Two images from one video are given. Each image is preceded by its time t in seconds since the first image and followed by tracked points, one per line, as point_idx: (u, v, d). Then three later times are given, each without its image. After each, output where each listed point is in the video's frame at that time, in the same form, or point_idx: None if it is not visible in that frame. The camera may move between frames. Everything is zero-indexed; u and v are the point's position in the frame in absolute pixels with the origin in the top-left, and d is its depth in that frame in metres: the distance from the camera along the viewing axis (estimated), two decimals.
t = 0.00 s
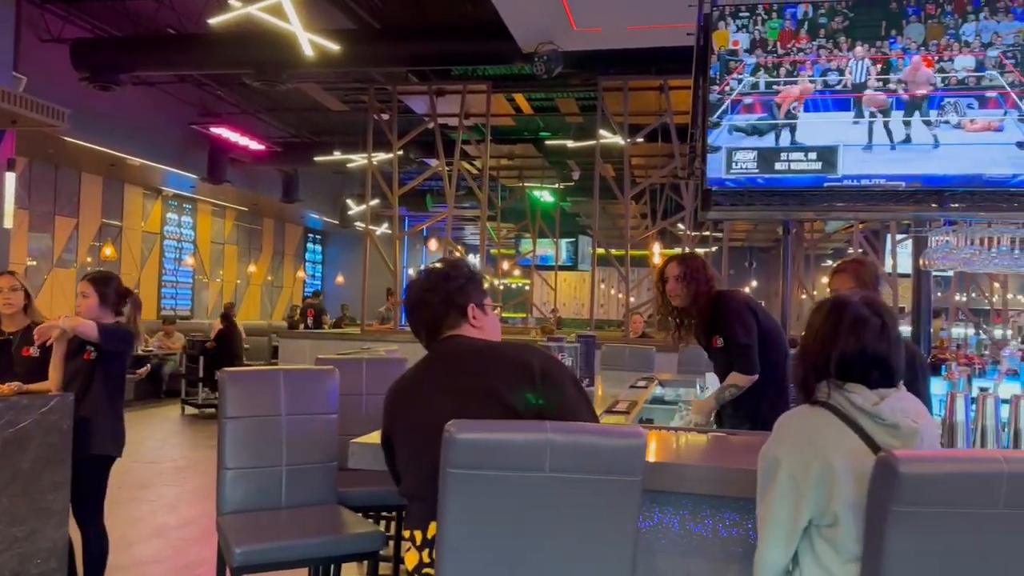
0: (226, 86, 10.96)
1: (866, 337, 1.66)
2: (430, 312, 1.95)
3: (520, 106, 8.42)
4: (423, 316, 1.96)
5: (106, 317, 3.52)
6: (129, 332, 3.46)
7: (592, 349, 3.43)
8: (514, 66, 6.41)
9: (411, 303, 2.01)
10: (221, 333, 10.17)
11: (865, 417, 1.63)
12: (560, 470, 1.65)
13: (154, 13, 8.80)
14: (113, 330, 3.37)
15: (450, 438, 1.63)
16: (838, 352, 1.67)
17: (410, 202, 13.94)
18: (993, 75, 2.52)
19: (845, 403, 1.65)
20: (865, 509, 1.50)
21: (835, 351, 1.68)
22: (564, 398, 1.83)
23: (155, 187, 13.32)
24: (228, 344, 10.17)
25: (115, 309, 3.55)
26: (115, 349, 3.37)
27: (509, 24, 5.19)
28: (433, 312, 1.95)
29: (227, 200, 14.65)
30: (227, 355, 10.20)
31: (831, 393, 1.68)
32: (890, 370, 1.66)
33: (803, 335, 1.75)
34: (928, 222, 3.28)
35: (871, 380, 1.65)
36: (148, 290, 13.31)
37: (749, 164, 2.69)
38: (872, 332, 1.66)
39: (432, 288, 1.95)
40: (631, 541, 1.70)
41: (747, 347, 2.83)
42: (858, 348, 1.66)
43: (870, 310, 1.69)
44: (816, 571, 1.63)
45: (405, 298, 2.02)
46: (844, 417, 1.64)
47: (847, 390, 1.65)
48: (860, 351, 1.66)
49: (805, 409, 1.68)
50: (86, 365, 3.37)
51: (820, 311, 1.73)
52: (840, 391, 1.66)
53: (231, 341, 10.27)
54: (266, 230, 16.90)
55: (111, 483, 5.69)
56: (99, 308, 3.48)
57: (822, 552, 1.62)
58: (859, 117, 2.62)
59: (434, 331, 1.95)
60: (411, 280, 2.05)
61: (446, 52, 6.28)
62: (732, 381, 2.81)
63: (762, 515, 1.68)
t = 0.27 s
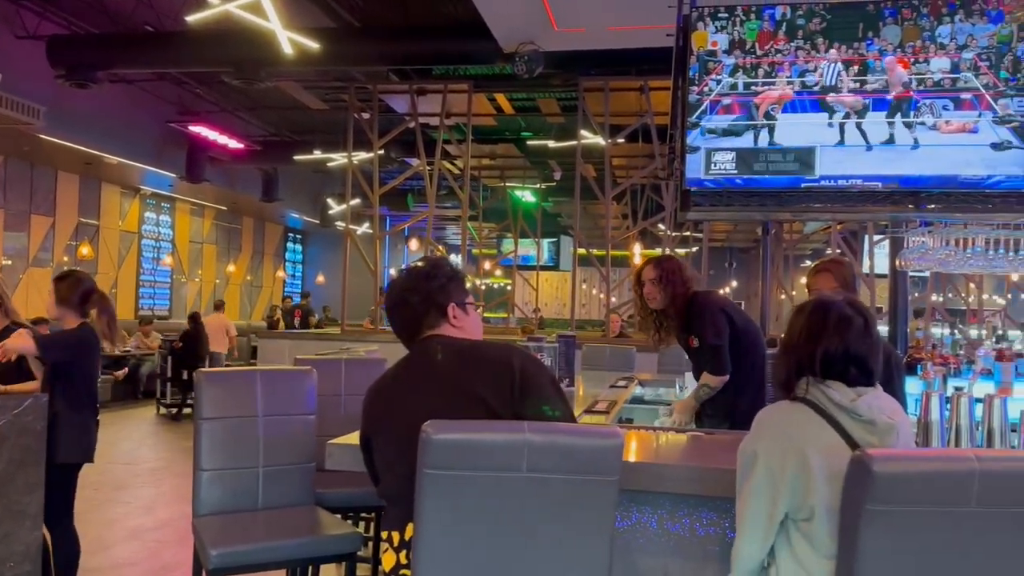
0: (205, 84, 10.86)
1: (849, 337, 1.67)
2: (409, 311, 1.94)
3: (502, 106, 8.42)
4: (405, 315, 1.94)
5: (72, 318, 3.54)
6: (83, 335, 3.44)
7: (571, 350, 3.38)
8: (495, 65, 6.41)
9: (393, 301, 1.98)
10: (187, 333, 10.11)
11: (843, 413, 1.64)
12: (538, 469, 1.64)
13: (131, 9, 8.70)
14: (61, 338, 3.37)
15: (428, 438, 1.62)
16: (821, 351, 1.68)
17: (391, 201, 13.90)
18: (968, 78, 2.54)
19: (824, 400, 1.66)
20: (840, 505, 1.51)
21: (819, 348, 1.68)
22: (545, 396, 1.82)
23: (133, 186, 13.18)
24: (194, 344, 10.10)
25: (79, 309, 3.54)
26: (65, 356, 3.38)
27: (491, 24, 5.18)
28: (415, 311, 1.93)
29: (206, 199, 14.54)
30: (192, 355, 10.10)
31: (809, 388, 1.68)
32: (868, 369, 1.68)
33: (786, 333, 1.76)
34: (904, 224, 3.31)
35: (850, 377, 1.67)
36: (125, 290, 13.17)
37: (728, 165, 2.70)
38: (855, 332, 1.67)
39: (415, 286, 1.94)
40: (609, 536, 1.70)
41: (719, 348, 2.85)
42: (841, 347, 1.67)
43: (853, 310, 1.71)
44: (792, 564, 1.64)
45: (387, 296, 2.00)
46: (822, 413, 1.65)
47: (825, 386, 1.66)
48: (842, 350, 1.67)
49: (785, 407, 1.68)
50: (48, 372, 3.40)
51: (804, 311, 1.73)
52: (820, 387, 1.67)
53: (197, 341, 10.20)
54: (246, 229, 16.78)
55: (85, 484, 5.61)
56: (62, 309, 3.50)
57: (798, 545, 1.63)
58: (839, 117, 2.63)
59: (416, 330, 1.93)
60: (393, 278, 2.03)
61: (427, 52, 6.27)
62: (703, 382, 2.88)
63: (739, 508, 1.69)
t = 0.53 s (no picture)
0: (189, 83, 10.79)
1: (835, 336, 1.68)
2: (393, 311, 1.94)
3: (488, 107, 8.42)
4: (389, 315, 1.94)
5: (51, 318, 3.50)
6: (54, 335, 3.38)
7: (556, 349, 3.38)
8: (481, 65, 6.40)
9: (378, 301, 1.97)
10: (156, 333, 10.23)
11: (826, 413, 1.64)
12: (523, 470, 1.64)
13: (115, 7, 8.63)
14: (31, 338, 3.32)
15: (410, 438, 1.61)
16: (805, 350, 1.70)
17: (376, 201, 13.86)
18: (950, 79, 2.57)
19: (808, 400, 1.67)
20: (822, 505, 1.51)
21: (803, 347, 1.70)
22: (530, 397, 1.82)
23: (116, 185, 13.08)
24: (164, 343, 10.20)
25: (57, 309, 3.50)
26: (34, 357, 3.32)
27: (477, 24, 5.18)
28: (399, 311, 1.92)
29: (190, 198, 14.44)
30: (160, 356, 10.14)
31: (795, 389, 1.69)
32: (854, 370, 1.69)
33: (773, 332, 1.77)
34: (887, 225, 3.34)
35: (835, 377, 1.68)
36: (108, 291, 13.06)
37: (712, 166, 2.70)
38: (841, 333, 1.68)
39: (399, 286, 1.93)
40: (592, 536, 1.70)
41: (699, 349, 2.87)
42: (826, 348, 1.69)
43: (841, 310, 1.71)
44: (773, 564, 1.64)
45: (371, 297, 1.99)
46: (806, 412, 1.65)
47: (810, 387, 1.67)
48: (828, 351, 1.69)
49: (768, 406, 1.69)
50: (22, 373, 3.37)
51: (794, 311, 1.73)
52: (805, 388, 1.68)
53: (165, 343, 10.31)
54: (230, 229, 16.68)
55: (66, 486, 5.56)
56: (40, 309, 3.48)
57: (780, 545, 1.63)
58: (823, 118, 2.64)
59: (400, 330, 1.93)
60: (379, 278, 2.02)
61: (413, 51, 6.25)
62: (685, 385, 2.95)
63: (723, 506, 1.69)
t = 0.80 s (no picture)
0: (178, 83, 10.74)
1: (827, 340, 1.69)
2: (382, 313, 1.93)
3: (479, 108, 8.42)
4: (378, 317, 1.94)
5: (37, 319, 3.49)
6: (39, 336, 3.36)
7: (546, 351, 3.37)
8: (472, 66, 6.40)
9: (366, 304, 1.97)
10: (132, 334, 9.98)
11: (817, 418, 1.65)
12: (512, 474, 1.64)
13: (103, 7, 8.59)
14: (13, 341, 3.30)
15: (398, 442, 1.61)
16: (801, 353, 1.69)
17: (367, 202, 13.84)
18: (937, 82, 2.60)
19: (800, 405, 1.67)
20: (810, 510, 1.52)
21: (798, 352, 1.69)
22: (520, 400, 1.82)
23: (105, 185, 13.00)
24: (139, 343, 9.96)
25: (45, 310, 3.49)
26: (16, 359, 3.30)
27: (467, 26, 5.18)
28: (388, 313, 1.92)
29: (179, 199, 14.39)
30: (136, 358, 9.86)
31: (787, 395, 1.69)
32: (845, 373, 1.70)
33: (764, 336, 1.76)
34: (875, 227, 3.37)
35: (826, 381, 1.69)
36: (97, 292, 12.99)
37: (701, 167, 2.71)
38: (832, 336, 1.69)
39: (388, 289, 1.93)
40: (582, 541, 1.71)
41: (689, 350, 2.89)
42: (820, 351, 1.68)
43: (832, 313, 1.72)
44: (763, 571, 1.65)
45: (359, 299, 1.99)
46: (796, 418, 1.66)
47: (802, 393, 1.67)
48: (821, 353, 1.69)
49: (759, 412, 1.70)
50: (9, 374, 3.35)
51: (784, 311, 1.73)
52: (796, 393, 1.68)
53: (141, 346, 10.01)
54: (220, 230, 16.61)
55: (54, 489, 5.53)
56: (27, 311, 3.46)
57: (769, 552, 1.64)
58: (811, 120, 2.66)
59: (389, 332, 1.93)
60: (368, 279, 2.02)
61: (404, 52, 6.25)
62: (675, 385, 2.93)
63: (715, 512, 1.70)
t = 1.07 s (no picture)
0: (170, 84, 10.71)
1: (814, 341, 1.69)
2: (376, 315, 1.93)
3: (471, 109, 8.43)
4: (372, 319, 1.93)
5: (29, 322, 3.47)
6: (31, 339, 3.34)
7: (538, 353, 3.38)
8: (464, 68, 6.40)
9: (360, 306, 1.97)
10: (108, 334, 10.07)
11: (806, 422, 1.66)
12: (504, 476, 1.65)
13: (95, 8, 8.55)
14: (5, 343, 3.29)
15: (391, 446, 1.61)
16: (788, 356, 1.69)
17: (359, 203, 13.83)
18: (927, 85, 2.61)
19: (789, 410, 1.68)
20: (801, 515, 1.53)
21: (787, 355, 1.69)
22: (513, 402, 1.82)
23: (96, 187, 12.95)
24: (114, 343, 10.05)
25: (37, 313, 3.48)
26: (7, 361, 3.29)
27: (460, 28, 5.18)
28: (382, 315, 1.92)
29: (171, 200, 14.33)
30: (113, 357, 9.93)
31: (775, 399, 1.70)
32: (831, 375, 1.72)
33: (750, 339, 1.76)
34: (866, 230, 3.39)
35: (813, 384, 1.70)
36: (88, 294, 12.93)
37: (693, 170, 2.72)
38: (819, 337, 1.69)
39: (382, 291, 1.93)
40: (574, 544, 1.71)
41: (683, 351, 2.90)
42: (808, 352, 1.69)
43: (816, 315, 1.73)
44: None
45: (354, 300, 1.98)
46: (784, 422, 1.67)
47: (790, 396, 1.68)
48: (809, 355, 1.70)
49: (748, 416, 1.70)
50: None
51: (770, 312, 1.73)
52: (785, 397, 1.69)
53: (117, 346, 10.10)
54: (212, 232, 16.57)
55: (45, 492, 5.50)
56: (18, 314, 3.44)
57: (759, 556, 1.65)
58: (802, 123, 2.67)
59: (383, 334, 1.92)
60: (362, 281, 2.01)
61: (397, 54, 6.25)
62: (669, 386, 2.93)
63: (707, 517, 1.71)
